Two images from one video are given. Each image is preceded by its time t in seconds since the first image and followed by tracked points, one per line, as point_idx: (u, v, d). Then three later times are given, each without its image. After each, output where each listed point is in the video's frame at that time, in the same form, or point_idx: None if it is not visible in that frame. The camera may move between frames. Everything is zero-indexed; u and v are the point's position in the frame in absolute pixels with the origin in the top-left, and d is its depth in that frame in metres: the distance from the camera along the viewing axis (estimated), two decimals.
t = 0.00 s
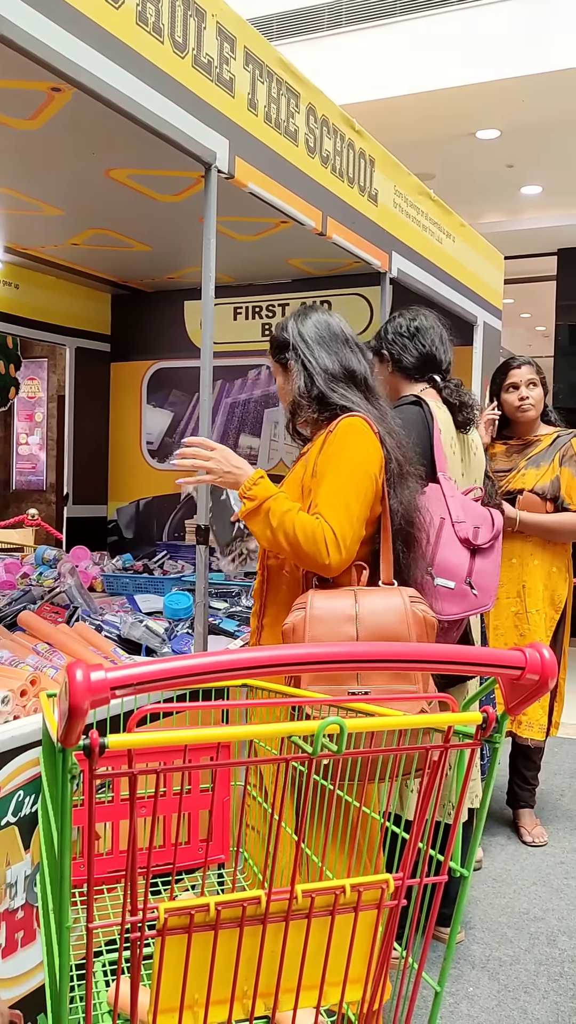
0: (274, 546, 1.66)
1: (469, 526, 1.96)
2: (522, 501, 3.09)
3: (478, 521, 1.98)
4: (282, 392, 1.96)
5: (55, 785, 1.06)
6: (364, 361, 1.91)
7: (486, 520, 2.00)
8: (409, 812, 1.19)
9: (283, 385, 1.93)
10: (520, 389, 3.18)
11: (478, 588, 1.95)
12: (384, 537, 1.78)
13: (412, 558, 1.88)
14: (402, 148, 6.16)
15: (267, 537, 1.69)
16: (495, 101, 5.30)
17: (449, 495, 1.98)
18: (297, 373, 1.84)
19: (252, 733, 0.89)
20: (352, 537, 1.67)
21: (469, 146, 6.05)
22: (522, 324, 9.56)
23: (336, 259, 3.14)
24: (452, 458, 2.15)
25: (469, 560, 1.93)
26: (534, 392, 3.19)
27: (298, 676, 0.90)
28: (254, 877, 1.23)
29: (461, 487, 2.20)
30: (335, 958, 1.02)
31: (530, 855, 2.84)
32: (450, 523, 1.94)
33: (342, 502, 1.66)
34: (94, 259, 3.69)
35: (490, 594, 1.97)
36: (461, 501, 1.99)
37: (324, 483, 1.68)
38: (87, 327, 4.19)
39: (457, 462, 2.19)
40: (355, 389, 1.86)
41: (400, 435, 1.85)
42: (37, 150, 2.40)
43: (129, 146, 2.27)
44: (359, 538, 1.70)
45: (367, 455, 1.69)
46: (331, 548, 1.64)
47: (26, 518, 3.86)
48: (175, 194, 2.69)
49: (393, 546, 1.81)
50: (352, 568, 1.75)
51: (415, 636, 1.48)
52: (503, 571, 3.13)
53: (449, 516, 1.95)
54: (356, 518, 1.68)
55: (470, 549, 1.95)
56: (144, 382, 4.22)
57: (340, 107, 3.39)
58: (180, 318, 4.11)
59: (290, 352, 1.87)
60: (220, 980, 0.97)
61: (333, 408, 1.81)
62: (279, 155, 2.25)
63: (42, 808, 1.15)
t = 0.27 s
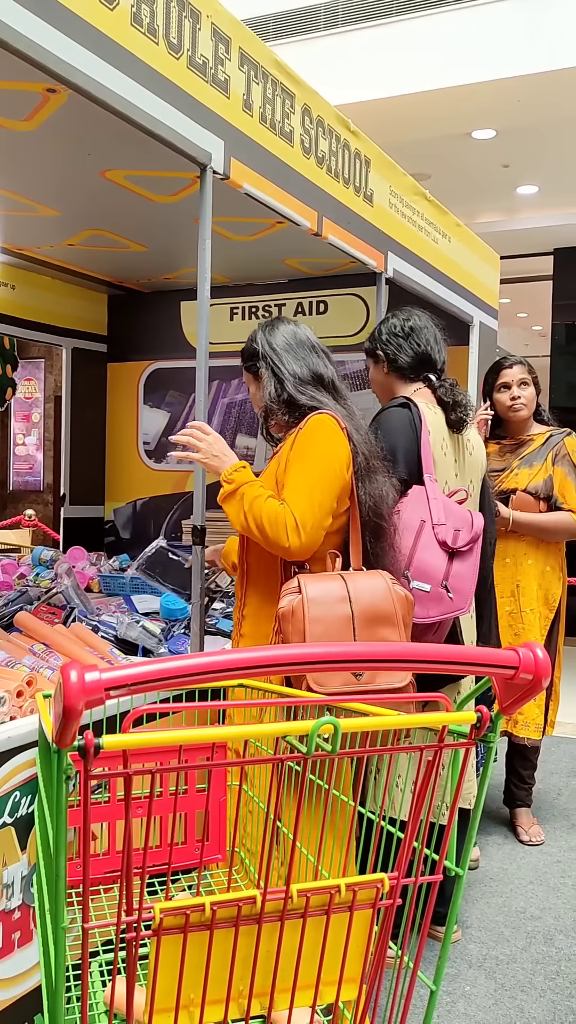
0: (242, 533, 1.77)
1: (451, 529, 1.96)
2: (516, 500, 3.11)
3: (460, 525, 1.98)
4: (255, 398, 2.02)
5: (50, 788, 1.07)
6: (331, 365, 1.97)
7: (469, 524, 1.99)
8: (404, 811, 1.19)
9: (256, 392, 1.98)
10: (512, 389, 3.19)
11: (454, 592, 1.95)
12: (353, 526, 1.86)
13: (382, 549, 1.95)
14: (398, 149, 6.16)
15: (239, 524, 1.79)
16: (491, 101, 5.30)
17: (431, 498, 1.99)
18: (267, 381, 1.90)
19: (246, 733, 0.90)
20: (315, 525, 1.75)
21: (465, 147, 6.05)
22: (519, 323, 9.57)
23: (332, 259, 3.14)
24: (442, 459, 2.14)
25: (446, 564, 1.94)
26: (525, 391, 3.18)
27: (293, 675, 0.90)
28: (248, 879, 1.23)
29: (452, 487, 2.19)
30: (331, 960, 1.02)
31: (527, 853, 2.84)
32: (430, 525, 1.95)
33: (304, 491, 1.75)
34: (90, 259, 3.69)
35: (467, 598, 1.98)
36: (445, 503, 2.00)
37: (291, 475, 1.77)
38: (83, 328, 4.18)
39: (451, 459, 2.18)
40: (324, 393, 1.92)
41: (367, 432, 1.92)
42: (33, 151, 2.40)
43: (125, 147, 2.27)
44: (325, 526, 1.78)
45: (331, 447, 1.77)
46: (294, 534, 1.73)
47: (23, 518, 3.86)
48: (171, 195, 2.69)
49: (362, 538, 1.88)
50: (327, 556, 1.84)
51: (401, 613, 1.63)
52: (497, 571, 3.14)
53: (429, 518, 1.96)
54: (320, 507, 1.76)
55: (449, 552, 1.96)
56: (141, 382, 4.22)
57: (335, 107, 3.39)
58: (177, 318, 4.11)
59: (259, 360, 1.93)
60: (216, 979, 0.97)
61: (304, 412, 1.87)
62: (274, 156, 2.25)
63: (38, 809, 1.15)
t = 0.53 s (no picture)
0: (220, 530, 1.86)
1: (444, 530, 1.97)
2: (511, 499, 3.12)
3: (453, 525, 1.99)
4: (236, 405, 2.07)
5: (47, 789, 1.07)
6: (310, 370, 2.03)
7: (462, 524, 2.00)
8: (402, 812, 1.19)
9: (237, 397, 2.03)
10: (506, 389, 3.19)
11: (447, 594, 1.96)
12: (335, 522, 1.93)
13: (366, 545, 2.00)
14: (396, 149, 6.16)
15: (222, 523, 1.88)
16: (490, 101, 5.30)
17: (425, 498, 1.99)
18: (248, 385, 1.95)
19: (243, 734, 0.90)
20: (285, 516, 1.81)
21: (463, 147, 6.06)
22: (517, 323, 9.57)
23: (330, 260, 3.14)
24: (438, 459, 2.13)
25: (439, 565, 1.95)
26: (520, 391, 3.18)
27: (289, 676, 0.90)
28: (246, 879, 1.23)
29: (447, 487, 2.19)
30: (329, 961, 1.03)
31: (526, 853, 2.84)
32: (422, 526, 1.95)
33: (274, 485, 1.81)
34: (89, 260, 3.69)
35: (458, 599, 1.98)
36: (437, 503, 2.00)
37: (267, 471, 1.84)
38: (82, 328, 4.18)
39: (446, 459, 2.18)
40: (304, 397, 1.98)
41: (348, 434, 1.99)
42: (30, 152, 2.40)
43: (123, 148, 2.27)
44: (299, 518, 1.83)
45: (300, 442, 1.84)
46: (265, 527, 1.79)
47: (22, 518, 3.86)
48: (169, 196, 2.69)
49: (346, 536, 1.94)
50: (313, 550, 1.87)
51: (389, 601, 1.64)
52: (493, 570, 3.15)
53: (421, 519, 1.96)
54: (290, 499, 1.81)
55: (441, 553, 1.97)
56: (139, 383, 4.22)
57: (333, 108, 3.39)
58: (175, 318, 4.11)
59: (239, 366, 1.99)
60: (213, 980, 0.97)
61: (285, 414, 1.93)
62: (271, 156, 2.25)
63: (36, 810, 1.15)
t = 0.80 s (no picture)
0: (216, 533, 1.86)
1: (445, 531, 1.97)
2: (510, 500, 3.12)
3: (454, 527, 1.99)
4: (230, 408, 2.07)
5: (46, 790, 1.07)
6: (303, 372, 2.03)
7: (463, 525, 2.01)
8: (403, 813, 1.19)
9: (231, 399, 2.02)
10: (505, 389, 3.18)
11: (450, 595, 1.96)
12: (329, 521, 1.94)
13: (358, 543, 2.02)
14: (398, 149, 6.16)
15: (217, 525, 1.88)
16: (492, 101, 5.29)
17: (426, 499, 1.98)
18: (242, 389, 1.95)
19: (243, 735, 0.90)
20: (281, 517, 1.82)
21: (464, 148, 6.06)
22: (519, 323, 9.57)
23: (332, 260, 3.14)
24: (438, 460, 2.13)
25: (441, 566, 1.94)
26: (519, 392, 3.18)
27: (289, 677, 0.90)
28: (247, 879, 1.23)
29: (447, 487, 2.19)
30: (328, 962, 1.03)
31: (527, 855, 2.84)
32: (424, 527, 1.95)
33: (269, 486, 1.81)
34: (90, 261, 3.69)
35: (460, 600, 1.98)
36: (439, 504, 2.00)
37: (262, 473, 1.85)
38: (83, 328, 4.19)
39: (447, 459, 2.18)
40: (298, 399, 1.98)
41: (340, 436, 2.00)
42: (32, 152, 2.41)
43: (125, 149, 2.27)
44: (295, 518, 1.84)
45: (293, 442, 1.85)
46: (261, 529, 1.80)
47: (24, 519, 3.86)
48: (170, 196, 2.69)
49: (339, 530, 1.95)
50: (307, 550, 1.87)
51: (378, 601, 1.64)
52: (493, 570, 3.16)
53: (423, 520, 1.95)
54: (286, 500, 1.82)
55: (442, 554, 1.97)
56: (141, 383, 4.22)
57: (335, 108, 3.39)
58: (176, 319, 4.11)
59: (233, 370, 1.98)
60: (213, 980, 0.97)
61: (279, 418, 1.93)
62: (273, 156, 2.25)
63: (36, 810, 1.15)
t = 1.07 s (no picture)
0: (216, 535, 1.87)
1: (447, 533, 1.96)
2: (513, 502, 3.12)
3: (456, 529, 1.98)
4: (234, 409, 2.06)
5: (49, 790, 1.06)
6: (307, 373, 2.03)
7: (465, 528, 2.00)
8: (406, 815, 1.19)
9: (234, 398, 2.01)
10: (506, 390, 3.18)
11: (451, 598, 1.96)
12: (332, 524, 1.94)
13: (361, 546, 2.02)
14: (401, 151, 6.17)
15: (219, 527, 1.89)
16: (497, 103, 5.29)
17: (428, 501, 1.98)
18: (247, 389, 1.95)
19: (247, 737, 0.90)
20: (282, 520, 1.81)
21: (468, 149, 6.06)
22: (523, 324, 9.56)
23: (336, 261, 3.14)
24: (441, 461, 2.13)
25: (442, 569, 1.94)
26: (520, 392, 3.17)
27: (293, 679, 0.90)
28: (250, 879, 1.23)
29: (450, 489, 2.19)
30: (330, 964, 1.02)
31: (530, 857, 2.84)
32: (426, 529, 1.94)
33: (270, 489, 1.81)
34: (94, 262, 3.70)
35: (462, 602, 1.98)
36: (441, 506, 1.99)
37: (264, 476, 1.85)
38: (87, 329, 4.19)
39: (450, 460, 2.18)
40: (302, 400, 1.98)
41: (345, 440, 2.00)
42: (36, 154, 2.41)
43: (129, 150, 2.28)
44: (296, 521, 1.84)
45: (296, 445, 1.84)
46: (261, 531, 1.80)
47: (27, 519, 3.87)
48: (174, 198, 2.69)
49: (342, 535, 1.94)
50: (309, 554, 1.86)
51: (380, 606, 1.64)
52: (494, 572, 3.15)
53: (425, 522, 1.95)
54: (287, 503, 1.81)
55: (444, 557, 1.96)
56: (144, 384, 4.22)
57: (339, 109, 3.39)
58: (180, 320, 4.11)
59: (237, 369, 1.99)
60: (216, 983, 0.97)
61: (283, 418, 1.92)
62: (276, 158, 2.25)
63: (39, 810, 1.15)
